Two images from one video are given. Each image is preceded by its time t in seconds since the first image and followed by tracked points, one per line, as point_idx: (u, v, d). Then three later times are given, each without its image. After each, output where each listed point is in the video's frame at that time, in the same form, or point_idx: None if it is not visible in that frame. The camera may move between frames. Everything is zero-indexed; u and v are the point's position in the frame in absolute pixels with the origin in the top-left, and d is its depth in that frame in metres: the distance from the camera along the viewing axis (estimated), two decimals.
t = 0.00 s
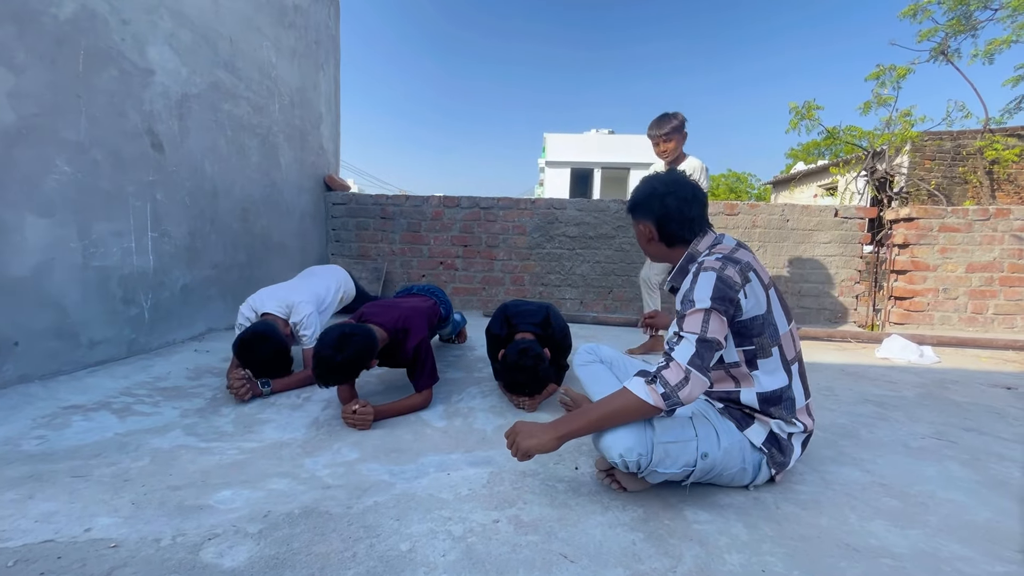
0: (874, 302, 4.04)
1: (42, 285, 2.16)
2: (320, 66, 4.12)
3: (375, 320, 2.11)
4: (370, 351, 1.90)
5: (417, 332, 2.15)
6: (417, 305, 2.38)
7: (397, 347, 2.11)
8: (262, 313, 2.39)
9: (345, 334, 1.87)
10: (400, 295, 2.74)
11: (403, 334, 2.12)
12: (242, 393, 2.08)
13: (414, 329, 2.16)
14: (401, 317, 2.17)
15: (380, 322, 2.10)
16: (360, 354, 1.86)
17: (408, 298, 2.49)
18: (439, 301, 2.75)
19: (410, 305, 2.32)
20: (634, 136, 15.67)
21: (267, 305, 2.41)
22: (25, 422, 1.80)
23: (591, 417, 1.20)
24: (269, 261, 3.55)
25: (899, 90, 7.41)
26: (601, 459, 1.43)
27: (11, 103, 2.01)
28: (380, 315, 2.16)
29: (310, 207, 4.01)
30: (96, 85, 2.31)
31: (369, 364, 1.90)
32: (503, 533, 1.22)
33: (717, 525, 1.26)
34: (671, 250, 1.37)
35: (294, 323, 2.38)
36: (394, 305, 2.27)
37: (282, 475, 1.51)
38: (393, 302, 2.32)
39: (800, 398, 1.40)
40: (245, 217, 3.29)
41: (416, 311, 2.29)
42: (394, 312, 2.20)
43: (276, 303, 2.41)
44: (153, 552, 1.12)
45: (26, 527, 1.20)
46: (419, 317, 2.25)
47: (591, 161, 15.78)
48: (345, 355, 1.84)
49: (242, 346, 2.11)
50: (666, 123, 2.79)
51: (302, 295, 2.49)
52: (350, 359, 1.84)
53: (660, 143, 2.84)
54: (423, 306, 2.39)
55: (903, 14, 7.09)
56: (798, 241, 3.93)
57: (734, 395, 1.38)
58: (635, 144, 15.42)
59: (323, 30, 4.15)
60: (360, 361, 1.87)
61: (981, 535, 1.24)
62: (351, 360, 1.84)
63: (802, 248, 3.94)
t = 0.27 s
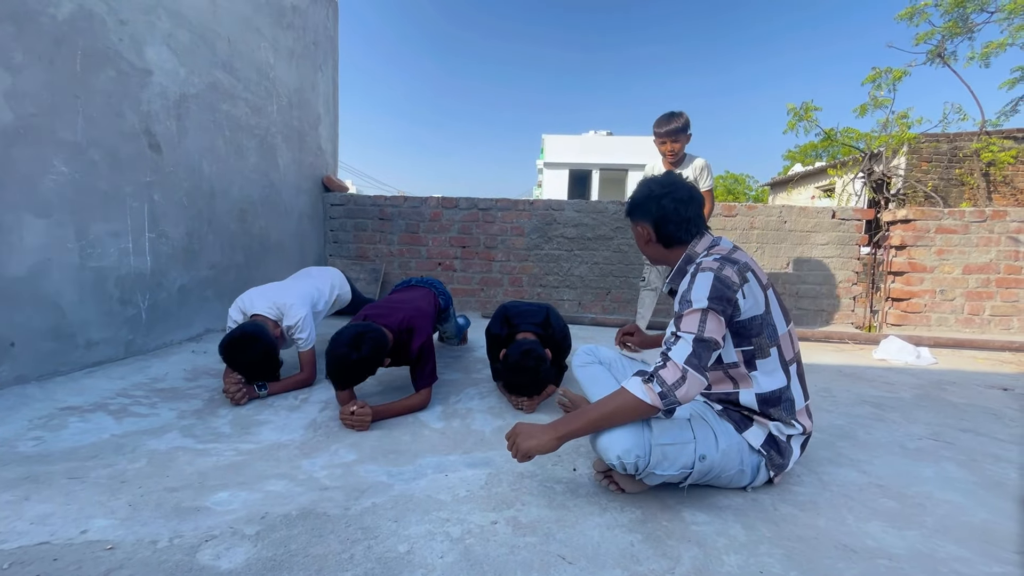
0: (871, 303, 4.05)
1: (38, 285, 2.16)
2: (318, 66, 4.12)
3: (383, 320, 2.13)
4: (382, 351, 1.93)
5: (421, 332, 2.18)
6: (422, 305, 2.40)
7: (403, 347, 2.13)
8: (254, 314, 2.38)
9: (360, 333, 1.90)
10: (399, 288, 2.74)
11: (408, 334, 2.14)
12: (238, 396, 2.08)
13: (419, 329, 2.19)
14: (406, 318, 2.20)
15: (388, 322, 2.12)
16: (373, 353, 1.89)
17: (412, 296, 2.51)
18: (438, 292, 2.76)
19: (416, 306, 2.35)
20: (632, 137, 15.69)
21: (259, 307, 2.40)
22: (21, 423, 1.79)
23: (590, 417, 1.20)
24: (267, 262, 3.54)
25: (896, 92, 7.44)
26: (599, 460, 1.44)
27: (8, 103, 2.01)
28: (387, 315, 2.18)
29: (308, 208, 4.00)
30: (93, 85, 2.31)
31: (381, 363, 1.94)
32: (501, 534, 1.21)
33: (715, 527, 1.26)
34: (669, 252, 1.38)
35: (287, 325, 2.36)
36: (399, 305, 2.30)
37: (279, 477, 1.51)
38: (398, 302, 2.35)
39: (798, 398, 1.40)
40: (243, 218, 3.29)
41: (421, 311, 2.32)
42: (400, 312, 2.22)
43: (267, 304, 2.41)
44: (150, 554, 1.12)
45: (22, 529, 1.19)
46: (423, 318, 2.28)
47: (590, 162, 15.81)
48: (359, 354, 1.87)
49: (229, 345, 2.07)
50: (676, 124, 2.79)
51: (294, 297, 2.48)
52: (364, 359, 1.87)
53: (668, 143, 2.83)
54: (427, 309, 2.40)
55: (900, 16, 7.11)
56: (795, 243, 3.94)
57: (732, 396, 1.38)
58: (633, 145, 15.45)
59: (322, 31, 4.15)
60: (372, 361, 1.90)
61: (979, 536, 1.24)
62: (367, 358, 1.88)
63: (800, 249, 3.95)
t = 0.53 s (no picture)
0: (868, 304, 4.06)
1: (34, 285, 2.15)
2: (316, 67, 4.11)
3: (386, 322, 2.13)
4: (383, 353, 1.93)
5: (422, 333, 2.18)
6: (426, 306, 2.40)
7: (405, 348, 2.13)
8: (253, 317, 2.37)
9: (361, 336, 1.90)
10: (400, 286, 2.74)
11: (410, 334, 2.14)
12: (235, 397, 2.07)
13: (421, 329, 2.18)
14: (406, 318, 2.19)
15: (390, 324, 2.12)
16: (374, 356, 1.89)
17: (415, 295, 2.51)
18: (439, 292, 2.75)
19: (419, 306, 2.35)
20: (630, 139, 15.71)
21: (258, 309, 2.38)
22: (16, 424, 1.78)
23: (589, 420, 1.20)
24: (265, 262, 3.53)
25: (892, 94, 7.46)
26: (598, 461, 1.44)
27: (4, 103, 2.00)
28: (389, 317, 2.18)
29: (306, 208, 3.99)
30: (90, 85, 2.30)
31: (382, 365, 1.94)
32: (499, 535, 1.21)
33: (712, 527, 1.26)
34: (666, 252, 1.38)
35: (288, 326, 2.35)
36: (401, 305, 2.30)
37: (276, 478, 1.50)
38: (402, 302, 2.35)
39: (796, 398, 1.40)
40: (240, 218, 3.28)
41: (424, 312, 2.32)
42: (402, 313, 2.22)
43: (269, 306, 2.40)
44: (146, 556, 1.11)
45: (17, 531, 1.19)
46: (426, 318, 2.28)
47: (588, 163, 15.82)
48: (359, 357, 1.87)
49: (229, 348, 2.05)
50: (654, 120, 2.77)
51: (294, 298, 2.47)
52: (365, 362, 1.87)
53: (645, 139, 2.83)
54: (430, 309, 2.39)
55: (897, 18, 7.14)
56: (793, 244, 3.94)
57: (731, 397, 1.39)
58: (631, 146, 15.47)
59: (320, 31, 4.15)
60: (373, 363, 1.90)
61: (975, 537, 1.24)
62: (368, 361, 1.88)
63: (797, 250, 3.95)
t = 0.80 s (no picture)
0: (865, 304, 4.07)
1: (31, 285, 2.14)
2: (315, 66, 4.11)
3: (382, 324, 2.15)
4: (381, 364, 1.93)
5: (418, 332, 2.19)
6: (422, 304, 2.41)
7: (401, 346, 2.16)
8: (254, 316, 2.37)
9: (355, 355, 1.90)
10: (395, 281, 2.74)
11: (405, 334, 2.16)
12: (232, 398, 2.07)
13: (417, 328, 2.20)
14: (400, 320, 2.20)
15: (385, 327, 2.14)
16: (373, 368, 1.90)
17: (412, 293, 2.51)
18: (432, 287, 2.74)
19: (415, 305, 2.35)
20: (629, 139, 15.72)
21: (259, 309, 2.39)
22: (14, 424, 1.78)
23: (585, 422, 1.20)
24: (262, 262, 3.53)
25: (890, 95, 7.48)
26: (595, 462, 1.44)
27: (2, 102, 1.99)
28: (385, 317, 2.19)
29: (304, 208, 3.99)
30: (87, 84, 2.30)
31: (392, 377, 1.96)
32: (497, 535, 1.21)
33: (710, 527, 1.27)
34: (662, 252, 1.38)
35: (289, 326, 2.35)
36: (397, 305, 2.30)
37: (275, 478, 1.50)
38: (398, 300, 2.36)
39: (792, 398, 1.41)
40: (238, 218, 3.27)
41: (420, 310, 2.33)
42: (397, 313, 2.23)
43: (270, 307, 2.39)
44: (145, 556, 1.11)
45: (15, 531, 1.19)
46: (422, 316, 2.28)
47: (586, 163, 15.82)
48: (360, 374, 1.88)
49: (231, 351, 2.08)
50: (636, 117, 2.77)
51: (295, 298, 2.47)
52: (365, 377, 1.89)
53: (627, 135, 2.84)
54: (423, 306, 2.39)
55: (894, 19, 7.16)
56: (790, 244, 3.96)
57: (727, 397, 1.39)
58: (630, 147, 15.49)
59: (318, 31, 4.14)
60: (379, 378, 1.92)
61: (971, 536, 1.25)
62: (371, 373, 1.90)
63: (794, 251, 3.97)
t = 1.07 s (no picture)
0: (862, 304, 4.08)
1: (28, 285, 2.13)
2: (313, 66, 4.11)
3: (381, 324, 2.15)
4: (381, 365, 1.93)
5: (417, 330, 2.19)
6: (421, 303, 2.40)
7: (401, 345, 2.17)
8: (251, 316, 2.37)
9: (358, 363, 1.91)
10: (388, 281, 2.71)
11: (405, 333, 2.17)
12: (231, 398, 2.06)
13: (416, 327, 2.19)
14: (400, 319, 2.20)
15: (385, 327, 2.14)
16: (373, 372, 1.90)
17: (410, 291, 2.51)
18: (426, 282, 2.78)
19: (414, 303, 2.35)
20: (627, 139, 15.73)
21: (256, 308, 2.38)
22: (11, 424, 1.78)
23: (584, 421, 1.21)
24: (260, 262, 3.52)
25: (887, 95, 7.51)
26: (593, 461, 1.45)
27: None
28: (384, 316, 2.19)
29: (302, 207, 3.98)
30: (85, 84, 2.29)
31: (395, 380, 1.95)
32: (496, 534, 1.22)
33: (708, 526, 1.27)
34: (661, 251, 1.39)
35: (286, 326, 2.35)
36: (395, 304, 2.30)
37: (273, 478, 1.50)
38: (398, 299, 2.35)
39: (790, 398, 1.42)
40: (235, 218, 3.27)
41: (419, 309, 2.32)
42: (397, 312, 2.23)
43: (267, 307, 2.39)
44: (143, 556, 1.11)
45: (13, 532, 1.19)
46: (421, 315, 2.28)
47: (584, 163, 15.83)
48: (360, 379, 1.88)
49: (229, 352, 2.07)
50: (645, 111, 2.73)
51: (292, 298, 2.47)
52: (365, 381, 1.89)
53: (635, 129, 2.82)
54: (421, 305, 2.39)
55: (891, 19, 7.18)
56: (788, 244, 3.97)
57: (725, 397, 1.40)
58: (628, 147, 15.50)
59: (316, 30, 4.14)
60: (382, 381, 1.91)
61: (967, 535, 1.25)
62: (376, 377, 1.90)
63: (792, 250, 3.98)
